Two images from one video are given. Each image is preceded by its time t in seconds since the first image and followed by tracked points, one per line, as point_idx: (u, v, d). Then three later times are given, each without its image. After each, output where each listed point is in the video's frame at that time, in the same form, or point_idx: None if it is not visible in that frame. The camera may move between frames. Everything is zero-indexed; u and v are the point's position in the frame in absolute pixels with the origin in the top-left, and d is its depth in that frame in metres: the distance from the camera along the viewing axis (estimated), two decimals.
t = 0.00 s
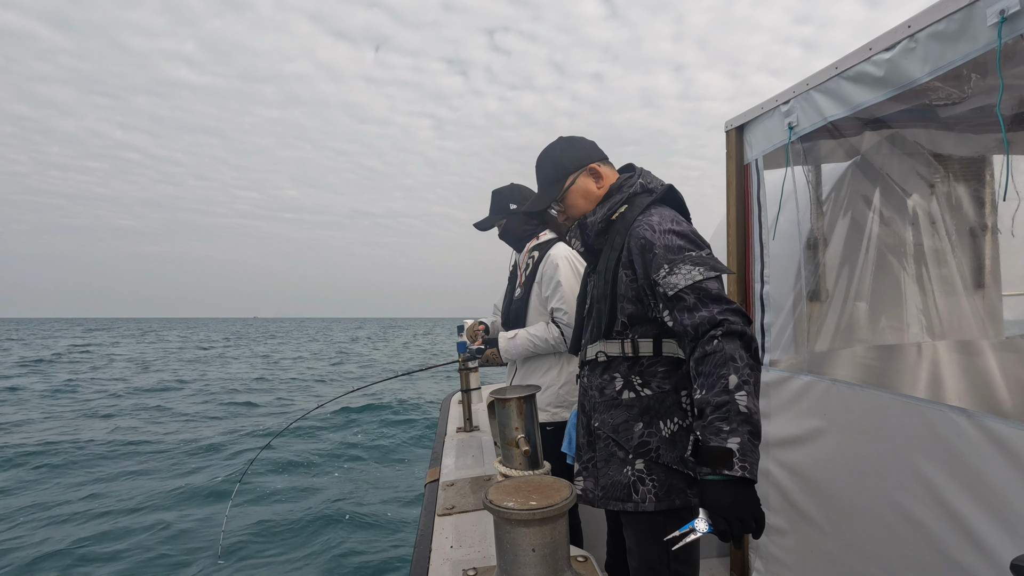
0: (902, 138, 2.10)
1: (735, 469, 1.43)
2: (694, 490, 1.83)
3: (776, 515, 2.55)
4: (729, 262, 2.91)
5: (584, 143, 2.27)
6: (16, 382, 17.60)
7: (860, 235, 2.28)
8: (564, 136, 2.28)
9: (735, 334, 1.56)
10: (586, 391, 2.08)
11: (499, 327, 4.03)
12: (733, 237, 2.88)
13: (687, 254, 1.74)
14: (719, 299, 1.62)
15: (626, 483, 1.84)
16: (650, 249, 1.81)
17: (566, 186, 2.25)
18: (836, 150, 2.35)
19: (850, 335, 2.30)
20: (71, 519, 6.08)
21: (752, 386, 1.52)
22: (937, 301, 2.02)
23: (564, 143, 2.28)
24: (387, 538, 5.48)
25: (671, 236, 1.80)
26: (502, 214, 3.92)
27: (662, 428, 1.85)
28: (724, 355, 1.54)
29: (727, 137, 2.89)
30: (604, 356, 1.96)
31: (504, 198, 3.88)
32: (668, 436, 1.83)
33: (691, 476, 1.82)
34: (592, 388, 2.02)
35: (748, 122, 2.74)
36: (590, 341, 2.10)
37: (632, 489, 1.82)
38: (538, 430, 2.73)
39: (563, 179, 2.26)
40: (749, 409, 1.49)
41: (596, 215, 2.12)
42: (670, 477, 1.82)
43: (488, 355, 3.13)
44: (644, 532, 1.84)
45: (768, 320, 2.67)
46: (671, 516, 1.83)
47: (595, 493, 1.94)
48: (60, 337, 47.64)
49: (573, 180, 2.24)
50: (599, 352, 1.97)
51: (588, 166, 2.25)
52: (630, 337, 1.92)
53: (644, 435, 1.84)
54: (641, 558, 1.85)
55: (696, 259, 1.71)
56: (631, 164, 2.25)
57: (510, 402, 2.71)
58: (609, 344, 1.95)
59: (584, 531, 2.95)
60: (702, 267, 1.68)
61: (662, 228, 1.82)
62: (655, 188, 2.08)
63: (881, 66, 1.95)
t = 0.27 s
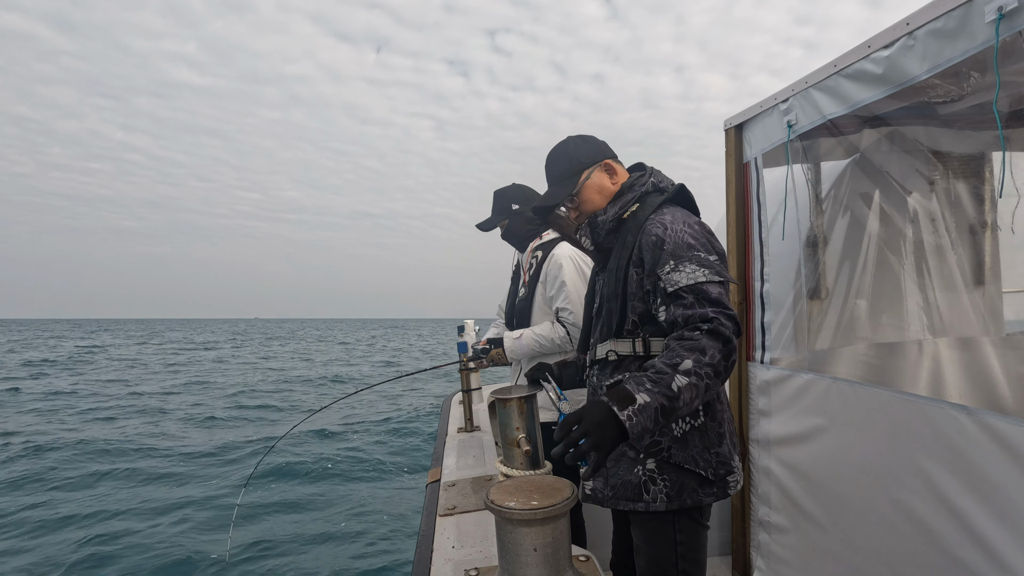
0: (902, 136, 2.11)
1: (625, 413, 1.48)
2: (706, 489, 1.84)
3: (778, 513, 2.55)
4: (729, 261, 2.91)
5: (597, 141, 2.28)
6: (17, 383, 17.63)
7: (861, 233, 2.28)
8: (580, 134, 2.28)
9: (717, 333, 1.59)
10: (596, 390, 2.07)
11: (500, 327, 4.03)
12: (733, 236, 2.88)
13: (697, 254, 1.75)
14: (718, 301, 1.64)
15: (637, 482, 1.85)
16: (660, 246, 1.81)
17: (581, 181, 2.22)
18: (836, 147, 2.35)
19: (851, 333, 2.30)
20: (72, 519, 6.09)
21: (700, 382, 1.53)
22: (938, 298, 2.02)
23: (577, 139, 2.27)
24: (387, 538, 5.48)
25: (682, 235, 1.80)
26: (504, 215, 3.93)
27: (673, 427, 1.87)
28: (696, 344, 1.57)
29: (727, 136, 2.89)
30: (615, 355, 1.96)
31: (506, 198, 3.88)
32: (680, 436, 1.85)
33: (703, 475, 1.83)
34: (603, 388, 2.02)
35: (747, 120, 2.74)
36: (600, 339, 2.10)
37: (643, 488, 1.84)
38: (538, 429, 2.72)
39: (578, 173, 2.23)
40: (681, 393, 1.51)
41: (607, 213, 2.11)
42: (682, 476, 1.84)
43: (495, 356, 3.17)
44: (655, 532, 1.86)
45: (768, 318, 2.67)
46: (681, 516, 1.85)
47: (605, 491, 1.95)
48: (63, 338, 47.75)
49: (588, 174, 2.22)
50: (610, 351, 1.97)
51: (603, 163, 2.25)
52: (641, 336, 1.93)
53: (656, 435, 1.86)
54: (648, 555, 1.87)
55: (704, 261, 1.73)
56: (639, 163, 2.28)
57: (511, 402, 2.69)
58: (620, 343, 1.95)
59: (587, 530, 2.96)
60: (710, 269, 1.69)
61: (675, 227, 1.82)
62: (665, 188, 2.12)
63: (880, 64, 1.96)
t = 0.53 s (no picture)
0: (901, 134, 2.11)
1: (538, 416, 1.50)
2: (708, 488, 1.85)
3: (778, 513, 2.55)
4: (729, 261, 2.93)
5: (591, 142, 2.28)
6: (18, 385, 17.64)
7: (860, 232, 2.29)
8: (574, 136, 2.27)
9: (643, 340, 1.59)
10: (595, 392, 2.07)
11: (500, 327, 4.04)
12: (733, 236, 2.88)
13: (663, 257, 1.75)
14: (660, 308, 1.64)
15: (638, 482, 1.86)
16: (641, 247, 1.83)
17: (572, 187, 2.26)
18: (836, 146, 2.35)
19: (851, 332, 2.30)
20: (74, 521, 6.09)
21: (616, 390, 1.54)
22: (937, 298, 2.03)
23: (570, 142, 2.27)
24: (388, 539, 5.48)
25: (661, 237, 1.81)
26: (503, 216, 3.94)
27: (673, 427, 1.89)
28: (619, 351, 1.58)
29: (726, 135, 2.90)
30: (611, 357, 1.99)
31: (505, 200, 3.89)
32: (680, 435, 1.87)
33: (704, 474, 1.84)
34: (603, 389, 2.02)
35: (747, 119, 2.75)
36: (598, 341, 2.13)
37: (643, 489, 1.84)
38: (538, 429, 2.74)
39: (570, 178, 2.26)
40: (594, 401, 1.53)
41: (603, 216, 2.12)
42: (683, 476, 1.85)
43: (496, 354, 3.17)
44: (657, 532, 1.87)
45: (768, 318, 2.67)
46: (684, 515, 1.86)
47: (605, 490, 1.95)
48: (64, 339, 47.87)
49: (580, 181, 2.24)
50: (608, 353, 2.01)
51: (595, 167, 2.25)
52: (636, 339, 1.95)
53: (656, 435, 1.87)
54: (651, 554, 1.88)
55: (664, 265, 1.72)
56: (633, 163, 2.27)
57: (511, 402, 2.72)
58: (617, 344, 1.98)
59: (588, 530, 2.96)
60: (665, 273, 1.69)
61: (658, 231, 1.83)
62: (661, 188, 2.11)
63: (879, 63, 1.97)
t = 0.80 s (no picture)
0: (901, 135, 2.13)
1: (514, 440, 1.51)
2: (700, 488, 1.86)
3: (778, 513, 2.55)
4: (729, 262, 2.93)
5: (570, 150, 2.30)
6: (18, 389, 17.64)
7: (860, 232, 2.30)
8: (549, 144, 2.31)
9: (608, 348, 1.62)
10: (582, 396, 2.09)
11: (499, 327, 4.04)
12: (733, 236, 2.89)
13: (631, 262, 1.79)
14: (625, 312, 1.67)
15: (632, 484, 1.87)
16: (615, 253, 1.88)
17: (549, 195, 2.32)
18: (836, 146, 2.36)
19: (851, 332, 2.31)
20: (74, 526, 6.08)
21: (584, 401, 1.56)
22: (937, 298, 2.03)
23: (549, 151, 2.31)
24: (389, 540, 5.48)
25: (633, 242, 1.86)
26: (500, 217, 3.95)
27: (662, 428, 1.89)
28: (584, 361, 1.61)
29: (726, 135, 2.91)
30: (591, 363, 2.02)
31: (503, 201, 3.90)
32: (670, 436, 1.88)
33: (695, 474, 1.85)
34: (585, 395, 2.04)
35: (748, 120, 2.75)
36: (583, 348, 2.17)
37: (637, 491, 1.85)
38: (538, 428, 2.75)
39: (546, 187, 2.32)
40: (564, 416, 1.54)
41: (582, 223, 2.17)
42: (675, 476, 1.86)
43: (497, 353, 3.20)
44: (650, 532, 1.87)
45: (768, 318, 2.67)
46: (677, 515, 1.87)
47: (601, 493, 1.96)
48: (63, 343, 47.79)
49: (557, 190, 2.30)
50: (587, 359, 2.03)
51: (571, 175, 2.30)
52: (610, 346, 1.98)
53: (647, 437, 1.88)
54: (646, 555, 1.90)
55: (633, 270, 1.76)
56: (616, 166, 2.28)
57: (511, 401, 2.73)
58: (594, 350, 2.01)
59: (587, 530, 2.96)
60: (631, 279, 1.73)
61: (631, 236, 1.89)
62: (639, 191, 2.13)
63: (880, 64, 1.97)
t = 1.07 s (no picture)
0: (902, 137, 2.14)
1: (517, 456, 1.60)
2: (689, 486, 1.92)
3: (777, 514, 2.54)
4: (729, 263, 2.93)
5: (536, 160, 2.28)
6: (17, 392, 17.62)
7: (860, 234, 2.30)
8: (513, 154, 2.28)
9: (600, 360, 1.71)
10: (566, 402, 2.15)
11: (498, 328, 4.05)
12: (733, 237, 2.89)
13: (611, 267, 1.86)
14: (612, 321, 1.75)
15: (621, 489, 1.92)
16: (593, 257, 1.94)
17: (516, 205, 2.31)
18: (837, 148, 2.38)
19: (851, 334, 2.31)
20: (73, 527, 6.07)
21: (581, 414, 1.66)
22: (936, 299, 2.04)
23: (513, 162, 2.28)
24: (388, 542, 5.46)
25: (609, 245, 1.93)
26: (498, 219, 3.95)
27: (649, 431, 1.95)
28: (578, 374, 1.70)
29: (727, 136, 2.92)
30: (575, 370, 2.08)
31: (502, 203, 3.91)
32: (656, 438, 1.93)
33: (683, 474, 1.91)
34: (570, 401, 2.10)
35: (748, 121, 2.77)
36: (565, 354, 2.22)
37: (626, 494, 1.91)
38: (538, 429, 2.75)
39: (513, 197, 2.30)
40: (564, 430, 1.65)
41: (554, 229, 2.20)
42: (664, 477, 1.92)
43: (498, 354, 3.20)
44: (640, 533, 1.93)
45: (767, 320, 2.67)
46: (666, 516, 1.93)
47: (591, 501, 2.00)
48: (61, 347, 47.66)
49: (524, 200, 2.28)
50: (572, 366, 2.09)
51: (537, 183, 2.28)
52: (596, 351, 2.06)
53: (633, 441, 1.94)
54: (637, 557, 1.95)
55: (614, 276, 1.83)
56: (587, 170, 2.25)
57: (511, 402, 2.73)
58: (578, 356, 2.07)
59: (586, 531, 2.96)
60: (613, 285, 1.80)
61: (606, 239, 1.95)
62: (608, 194, 2.19)
63: (881, 65, 1.98)
